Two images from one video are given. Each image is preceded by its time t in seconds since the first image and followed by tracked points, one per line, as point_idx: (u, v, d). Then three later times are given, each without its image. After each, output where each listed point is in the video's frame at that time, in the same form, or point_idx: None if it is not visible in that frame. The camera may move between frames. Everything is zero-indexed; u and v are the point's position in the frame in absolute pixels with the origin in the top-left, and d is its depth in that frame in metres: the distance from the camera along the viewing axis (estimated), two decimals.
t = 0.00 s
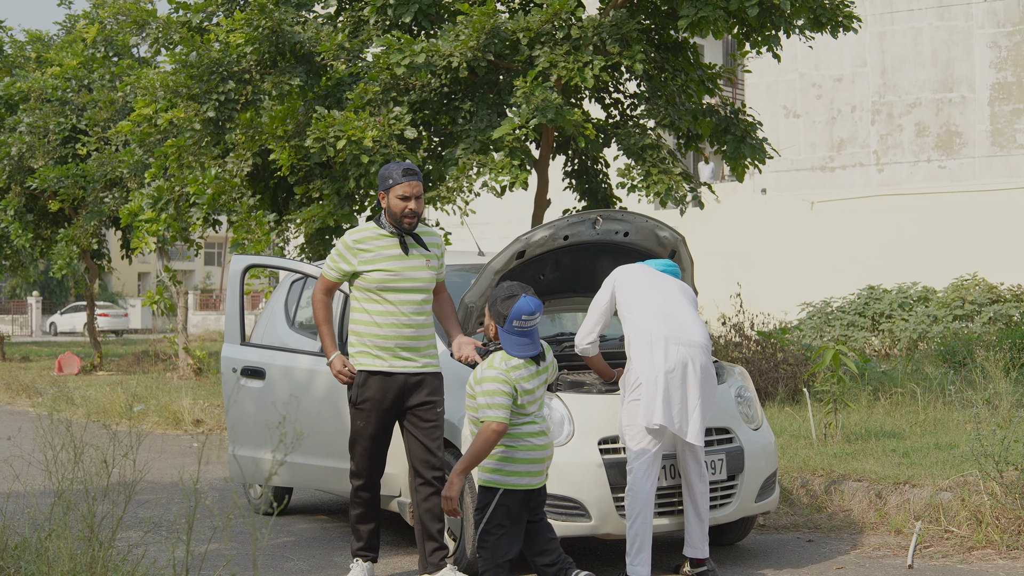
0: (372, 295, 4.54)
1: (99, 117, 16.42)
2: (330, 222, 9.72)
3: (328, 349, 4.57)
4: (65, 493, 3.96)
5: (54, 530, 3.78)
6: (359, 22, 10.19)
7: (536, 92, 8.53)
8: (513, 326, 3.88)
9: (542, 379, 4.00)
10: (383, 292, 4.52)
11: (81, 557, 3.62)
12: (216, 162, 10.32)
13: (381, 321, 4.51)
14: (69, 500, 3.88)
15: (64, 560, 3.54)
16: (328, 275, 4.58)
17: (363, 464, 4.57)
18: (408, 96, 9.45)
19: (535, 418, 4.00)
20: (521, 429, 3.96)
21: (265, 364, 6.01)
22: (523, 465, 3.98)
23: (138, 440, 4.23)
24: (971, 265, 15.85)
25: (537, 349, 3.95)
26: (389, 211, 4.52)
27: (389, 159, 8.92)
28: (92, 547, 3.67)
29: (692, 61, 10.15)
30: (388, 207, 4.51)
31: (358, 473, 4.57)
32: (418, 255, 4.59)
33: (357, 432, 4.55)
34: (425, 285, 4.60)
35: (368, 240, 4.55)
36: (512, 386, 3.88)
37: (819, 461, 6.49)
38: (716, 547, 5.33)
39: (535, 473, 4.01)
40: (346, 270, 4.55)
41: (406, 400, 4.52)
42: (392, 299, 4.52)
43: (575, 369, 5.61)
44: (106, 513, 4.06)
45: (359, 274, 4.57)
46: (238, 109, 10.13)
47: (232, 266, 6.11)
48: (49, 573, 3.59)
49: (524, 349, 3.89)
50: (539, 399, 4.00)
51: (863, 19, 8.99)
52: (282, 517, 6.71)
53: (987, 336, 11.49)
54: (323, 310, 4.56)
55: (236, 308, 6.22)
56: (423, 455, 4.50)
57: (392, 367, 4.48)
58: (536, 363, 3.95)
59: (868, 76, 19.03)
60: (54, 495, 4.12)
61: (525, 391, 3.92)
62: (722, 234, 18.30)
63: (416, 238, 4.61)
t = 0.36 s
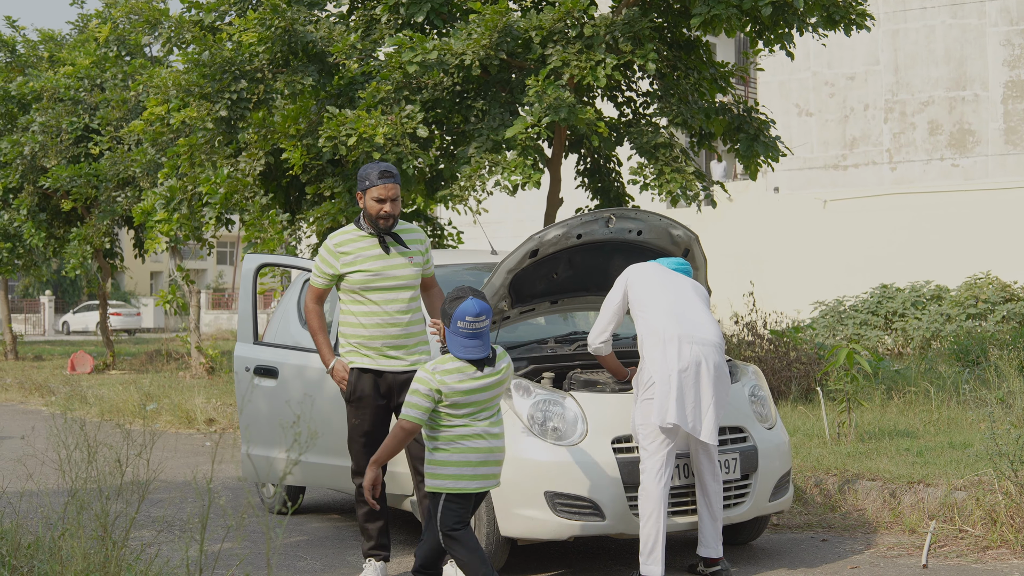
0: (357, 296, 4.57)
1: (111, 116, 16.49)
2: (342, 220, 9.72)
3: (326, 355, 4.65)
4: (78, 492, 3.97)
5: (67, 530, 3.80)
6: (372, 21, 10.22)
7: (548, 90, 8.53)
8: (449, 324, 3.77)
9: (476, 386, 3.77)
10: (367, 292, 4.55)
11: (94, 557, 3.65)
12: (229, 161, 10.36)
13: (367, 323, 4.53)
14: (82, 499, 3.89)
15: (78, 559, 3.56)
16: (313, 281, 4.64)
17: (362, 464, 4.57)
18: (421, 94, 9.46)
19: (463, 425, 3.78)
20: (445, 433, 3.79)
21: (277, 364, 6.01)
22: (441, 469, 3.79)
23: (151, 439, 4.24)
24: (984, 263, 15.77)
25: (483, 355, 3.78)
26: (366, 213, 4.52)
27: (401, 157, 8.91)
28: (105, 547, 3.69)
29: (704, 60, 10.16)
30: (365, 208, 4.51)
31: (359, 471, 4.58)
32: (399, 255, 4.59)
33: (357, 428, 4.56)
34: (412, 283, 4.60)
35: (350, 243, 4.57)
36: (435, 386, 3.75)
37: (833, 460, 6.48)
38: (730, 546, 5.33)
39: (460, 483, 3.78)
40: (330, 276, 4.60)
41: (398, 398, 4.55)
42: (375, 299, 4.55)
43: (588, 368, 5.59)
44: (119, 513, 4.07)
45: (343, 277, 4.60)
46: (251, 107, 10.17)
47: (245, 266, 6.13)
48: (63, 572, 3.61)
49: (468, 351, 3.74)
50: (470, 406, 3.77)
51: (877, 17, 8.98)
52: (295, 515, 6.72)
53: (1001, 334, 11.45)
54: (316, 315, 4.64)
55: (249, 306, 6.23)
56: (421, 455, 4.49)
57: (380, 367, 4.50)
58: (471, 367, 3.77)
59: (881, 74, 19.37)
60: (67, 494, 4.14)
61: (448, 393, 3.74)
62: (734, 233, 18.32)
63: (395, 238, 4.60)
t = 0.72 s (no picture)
0: (351, 300, 4.56)
1: (114, 117, 16.50)
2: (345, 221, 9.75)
3: (330, 366, 4.55)
4: (79, 496, 3.97)
5: (69, 534, 3.79)
6: (375, 22, 10.21)
7: (551, 92, 8.52)
8: (392, 317, 3.88)
9: (417, 380, 3.89)
10: (361, 295, 4.55)
11: (96, 561, 3.64)
12: (232, 162, 10.37)
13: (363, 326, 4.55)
14: (83, 503, 3.89)
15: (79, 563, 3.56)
16: (309, 291, 4.60)
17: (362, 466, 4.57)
18: (423, 95, 9.47)
19: (401, 418, 3.88)
20: (382, 426, 3.87)
21: (278, 366, 6.01)
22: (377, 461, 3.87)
23: (152, 443, 4.22)
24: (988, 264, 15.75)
25: (427, 345, 3.90)
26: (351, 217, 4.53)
27: (403, 158, 8.90)
28: (107, 551, 3.69)
29: (707, 61, 10.15)
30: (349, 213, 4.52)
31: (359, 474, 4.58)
32: (390, 254, 4.59)
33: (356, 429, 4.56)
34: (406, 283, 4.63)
35: (341, 248, 4.55)
36: (379, 378, 3.84)
37: (835, 463, 6.47)
38: (732, 549, 5.32)
39: (397, 472, 3.88)
40: (327, 282, 4.57)
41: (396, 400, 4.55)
42: (370, 302, 4.55)
43: (591, 371, 5.57)
44: (121, 516, 4.06)
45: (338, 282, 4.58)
46: (253, 108, 10.17)
47: (247, 268, 6.14)
48: None
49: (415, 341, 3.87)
50: (408, 400, 3.88)
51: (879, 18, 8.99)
52: (297, 518, 6.72)
53: (1004, 336, 11.44)
54: (318, 325, 4.58)
55: (251, 309, 6.24)
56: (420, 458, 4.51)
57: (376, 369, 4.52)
58: (415, 360, 3.88)
59: (884, 75, 19.33)
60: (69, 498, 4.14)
61: (391, 386, 3.84)
62: (737, 234, 18.37)
63: (385, 239, 4.60)
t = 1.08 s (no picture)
0: (349, 303, 4.57)
1: (113, 118, 16.49)
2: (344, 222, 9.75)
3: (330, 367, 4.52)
4: (78, 500, 3.96)
5: (66, 537, 3.78)
6: (374, 23, 10.20)
7: (551, 93, 8.51)
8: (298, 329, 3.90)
9: (332, 383, 3.91)
10: (358, 298, 4.55)
11: (94, 564, 3.63)
12: (231, 163, 10.36)
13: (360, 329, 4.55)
14: (82, 507, 3.88)
15: (78, 566, 3.56)
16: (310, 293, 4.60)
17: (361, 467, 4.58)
18: (423, 97, 9.47)
19: (327, 422, 3.91)
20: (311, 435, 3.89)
21: (277, 368, 6.00)
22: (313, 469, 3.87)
23: (151, 446, 4.20)
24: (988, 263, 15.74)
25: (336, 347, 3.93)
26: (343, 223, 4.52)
27: (403, 160, 8.89)
28: (105, 554, 3.68)
29: (707, 61, 10.14)
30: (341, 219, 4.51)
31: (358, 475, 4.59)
32: (387, 256, 4.58)
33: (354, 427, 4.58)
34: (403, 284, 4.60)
35: (338, 251, 4.56)
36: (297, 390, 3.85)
37: (835, 463, 6.47)
38: (732, 550, 5.31)
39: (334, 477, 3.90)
40: (325, 284, 4.57)
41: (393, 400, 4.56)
42: (366, 305, 4.55)
43: (590, 373, 5.57)
44: (119, 519, 4.05)
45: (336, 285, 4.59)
46: (253, 109, 10.17)
47: (246, 270, 6.13)
48: None
49: (324, 346, 3.90)
50: (328, 404, 3.90)
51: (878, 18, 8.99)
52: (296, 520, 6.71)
53: (1003, 336, 11.44)
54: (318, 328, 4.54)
55: (250, 310, 6.22)
56: (418, 457, 4.54)
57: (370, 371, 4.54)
58: (326, 365, 3.90)
59: (883, 75, 19.33)
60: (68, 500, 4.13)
61: (309, 394, 3.86)
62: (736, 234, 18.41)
63: (380, 241, 4.57)
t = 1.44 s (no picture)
0: (349, 302, 4.55)
1: (113, 118, 16.47)
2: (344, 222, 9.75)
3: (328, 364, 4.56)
4: (77, 500, 3.95)
5: (65, 537, 3.77)
6: (374, 22, 10.19)
7: (551, 92, 8.50)
8: (261, 327, 4.12)
9: (280, 381, 4.05)
10: (358, 297, 4.53)
11: (93, 564, 3.63)
12: (230, 162, 10.35)
13: (359, 328, 4.53)
14: (81, 506, 3.88)
15: (77, 566, 3.54)
16: (310, 292, 4.58)
17: (360, 467, 4.58)
18: (423, 96, 9.46)
19: (272, 420, 4.04)
20: (260, 429, 4.04)
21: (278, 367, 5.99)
22: (253, 464, 4.01)
23: (149, 447, 4.18)
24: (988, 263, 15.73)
25: (296, 348, 4.13)
26: (367, 219, 4.54)
27: (403, 159, 8.87)
28: (104, 554, 3.67)
29: (707, 61, 10.15)
30: (366, 215, 4.53)
31: (357, 475, 4.58)
32: (389, 254, 4.57)
33: (352, 428, 4.58)
34: (405, 284, 4.59)
35: (340, 249, 4.55)
36: (250, 384, 4.02)
37: (836, 463, 6.46)
38: (733, 550, 5.31)
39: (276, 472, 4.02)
40: (325, 283, 4.56)
41: (394, 399, 4.55)
42: (366, 303, 4.53)
43: (590, 372, 5.56)
44: (118, 518, 4.04)
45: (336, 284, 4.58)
46: (253, 109, 10.16)
47: (246, 269, 6.13)
48: None
49: (284, 345, 4.10)
50: (278, 401, 4.05)
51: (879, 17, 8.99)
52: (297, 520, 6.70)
53: (1004, 335, 11.42)
54: (320, 325, 4.53)
55: (250, 310, 6.21)
56: (417, 458, 4.55)
57: (371, 369, 4.51)
58: (276, 364, 4.06)
59: (883, 75, 19.36)
60: (67, 500, 4.12)
61: (255, 390, 4.02)
62: (735, 234, 18.41)
63: (385, 239, 4.60)
